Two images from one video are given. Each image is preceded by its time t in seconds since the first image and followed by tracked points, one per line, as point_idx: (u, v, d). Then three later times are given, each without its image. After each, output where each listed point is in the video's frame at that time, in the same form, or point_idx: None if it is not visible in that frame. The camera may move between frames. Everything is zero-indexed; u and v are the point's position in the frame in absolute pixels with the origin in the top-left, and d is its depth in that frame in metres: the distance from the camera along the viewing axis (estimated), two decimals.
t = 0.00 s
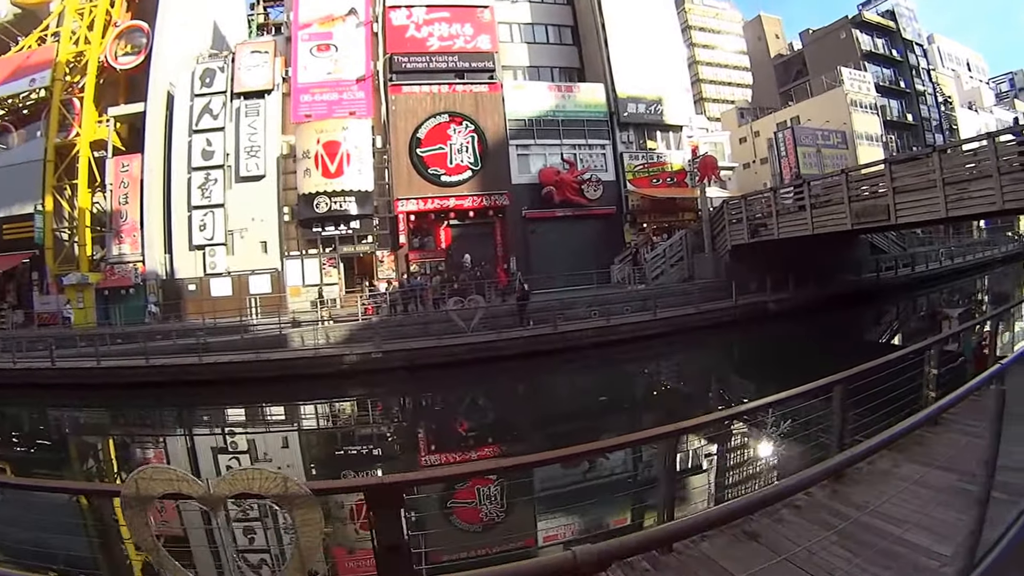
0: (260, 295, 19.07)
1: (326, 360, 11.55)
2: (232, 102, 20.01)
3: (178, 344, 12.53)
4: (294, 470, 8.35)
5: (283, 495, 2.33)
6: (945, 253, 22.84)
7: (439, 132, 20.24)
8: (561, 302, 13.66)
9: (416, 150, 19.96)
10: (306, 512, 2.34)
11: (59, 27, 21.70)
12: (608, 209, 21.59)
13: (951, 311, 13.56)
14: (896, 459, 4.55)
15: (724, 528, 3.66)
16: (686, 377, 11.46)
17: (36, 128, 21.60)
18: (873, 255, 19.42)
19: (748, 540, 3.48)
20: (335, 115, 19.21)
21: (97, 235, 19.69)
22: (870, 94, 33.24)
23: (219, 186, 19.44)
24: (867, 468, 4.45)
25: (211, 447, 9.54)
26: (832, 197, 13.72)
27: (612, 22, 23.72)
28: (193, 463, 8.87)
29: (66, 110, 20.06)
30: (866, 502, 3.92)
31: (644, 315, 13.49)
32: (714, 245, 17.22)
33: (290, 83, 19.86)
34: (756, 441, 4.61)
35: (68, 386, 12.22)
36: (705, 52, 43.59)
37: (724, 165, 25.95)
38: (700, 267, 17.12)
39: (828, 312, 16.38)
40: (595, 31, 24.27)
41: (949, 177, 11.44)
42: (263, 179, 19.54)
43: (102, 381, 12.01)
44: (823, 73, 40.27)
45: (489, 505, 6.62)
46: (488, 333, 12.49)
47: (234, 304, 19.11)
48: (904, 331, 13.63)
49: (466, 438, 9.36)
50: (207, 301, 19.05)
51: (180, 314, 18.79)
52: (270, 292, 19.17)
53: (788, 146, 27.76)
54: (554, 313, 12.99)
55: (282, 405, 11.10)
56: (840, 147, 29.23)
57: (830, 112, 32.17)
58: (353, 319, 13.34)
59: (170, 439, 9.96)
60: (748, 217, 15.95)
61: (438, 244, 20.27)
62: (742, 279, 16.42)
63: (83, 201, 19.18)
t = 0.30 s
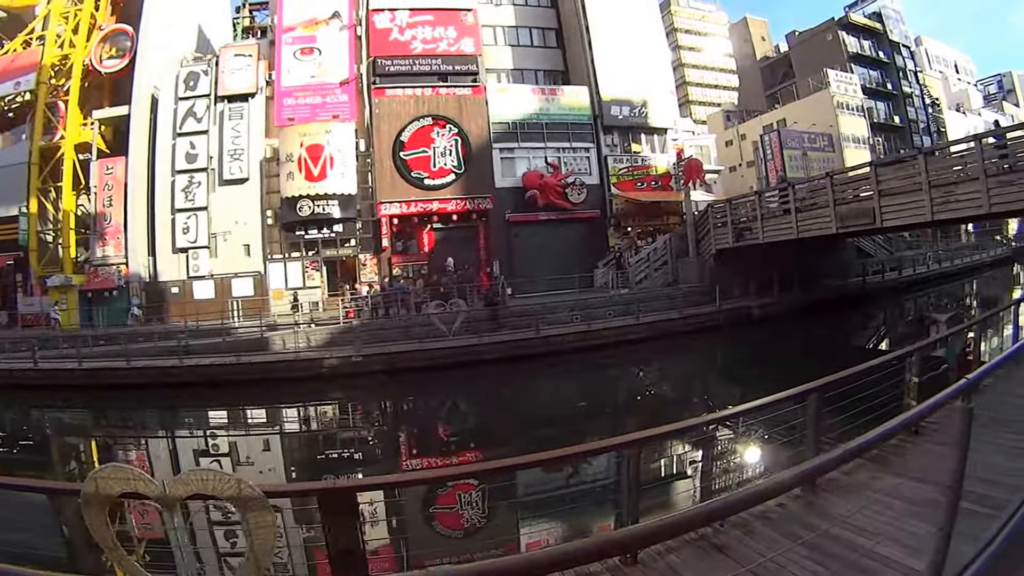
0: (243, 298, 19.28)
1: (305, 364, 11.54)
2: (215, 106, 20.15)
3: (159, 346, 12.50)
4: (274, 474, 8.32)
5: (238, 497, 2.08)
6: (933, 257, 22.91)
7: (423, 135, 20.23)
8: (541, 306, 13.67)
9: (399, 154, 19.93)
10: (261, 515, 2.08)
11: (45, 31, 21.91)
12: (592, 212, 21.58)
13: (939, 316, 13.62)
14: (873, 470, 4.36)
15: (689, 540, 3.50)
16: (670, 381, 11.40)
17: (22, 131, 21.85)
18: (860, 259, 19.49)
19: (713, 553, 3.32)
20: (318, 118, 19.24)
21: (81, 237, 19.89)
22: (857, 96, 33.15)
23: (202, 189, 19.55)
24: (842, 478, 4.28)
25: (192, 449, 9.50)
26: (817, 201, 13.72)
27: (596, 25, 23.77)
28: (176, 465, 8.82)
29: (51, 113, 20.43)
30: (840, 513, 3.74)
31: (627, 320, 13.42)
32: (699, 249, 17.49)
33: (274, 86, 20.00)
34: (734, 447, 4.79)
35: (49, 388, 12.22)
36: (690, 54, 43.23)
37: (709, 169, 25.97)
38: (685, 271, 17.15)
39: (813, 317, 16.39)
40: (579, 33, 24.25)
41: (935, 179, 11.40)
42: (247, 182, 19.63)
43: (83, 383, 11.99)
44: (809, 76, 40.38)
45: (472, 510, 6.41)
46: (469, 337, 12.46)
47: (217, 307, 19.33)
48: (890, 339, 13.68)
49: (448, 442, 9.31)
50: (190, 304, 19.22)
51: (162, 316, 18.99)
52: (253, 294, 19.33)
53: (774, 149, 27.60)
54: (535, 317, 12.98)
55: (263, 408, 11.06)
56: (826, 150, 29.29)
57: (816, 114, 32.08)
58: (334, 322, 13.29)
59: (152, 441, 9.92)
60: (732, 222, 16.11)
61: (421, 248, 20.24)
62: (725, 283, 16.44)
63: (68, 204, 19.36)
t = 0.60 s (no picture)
0: (219, 302, 19.20)
1: (280, 368, 11.56)
2: (194, 107, 20.36)
3: (135, 349, 12.49)
4: (250, 479, 8.24)
5: (182, 502, 2.18)
6: (911, 264, 23.38)
7: (401, 140, 20.26)
8: (518, 309, 13.71)
9: (376, 157, 19.93)
10: (205, 521, 2.19)
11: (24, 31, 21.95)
12: (570, 216, 21.70)
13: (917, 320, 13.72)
14: (843, 480, 4.23)
15: (650, 551, 3.33)
16: (647, 386, 11.46)
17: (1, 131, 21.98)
18: (839, 265, 19.84)
19: (676, 567, 3.15)
20: (297, 121, 19.50)
21: (57, 238, 20.10)
22: (839, 102, 33.29)
23: (180, 191, 19.59)
24: (811, 487, 4.15)
25: (169, 453, 9.48)
26: (796, 207, 13.78)
27: (576, 33, 23.88)
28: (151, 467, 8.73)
29: (30, 115, 20.53)
30: (809, 524, 3.58)
31: (603, 325, 13.45)
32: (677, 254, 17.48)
33: (253, 88, 20.02)
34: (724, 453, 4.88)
35: (25, 391, 12.18)
36: (672, 61, 44.85)
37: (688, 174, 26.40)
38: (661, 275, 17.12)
39: (790, 322, 16.60)
40: (559, 38, 24.44)
41: (914, 186, 11.47)
42: (223, 185, 19.70)
43: (57, 387, 11.95)
44: (790, 83, 40.17)
45: (449, 514, 6.82)
46: (444, 342, 12.48)
47: (193, 310, 19.25)
48: (868, 344, 13.79)
49: (424, 445, 9.34)
50: (167, 307, 19.18)
51: (139, 319, 18.88)
52: (229, 298, 19.32)
53: (754, 154, 28.48)
54: (512, 322, 13.07)
55: (240, 411, 11.02)
56: (806, 156, 29.67)
57: (798, 120, 32.39)
58: (309, 326, 13.30)
59: (129, 445, 9.87)
60: (711, 227, 16.18)
61: (398, 252, 20.24)
62: (702, 286, 16.51)
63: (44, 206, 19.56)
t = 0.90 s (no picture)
0: (191, 304, 19.85)
1: (249, 373, 11.53)
2: (169, 109, 20.98)
3: (105, 353, 12.46)
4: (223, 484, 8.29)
5: (124, 509, 1.99)
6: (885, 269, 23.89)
7: (373, 145, 21.15)
8: (486, 317, 13.68)
9: (350, 162, 20.82)
10: (150, 528, 1.99)
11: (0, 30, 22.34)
12: (542, 223, 22.72)
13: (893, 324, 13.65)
14: (804, 486, 4.04)
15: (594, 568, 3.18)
16: (618, 392, 11.57)
17: None
18: (813, 271, 19.97)
19: None
20: (269, 125, 19.93)
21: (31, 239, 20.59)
22: (814, 110, 33.99)
23: (153, 194, 20.25)
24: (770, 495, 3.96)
25: (142, 458, 9.48)
26: (770, 212, 14.15)
27: (552, 38, 24.66)
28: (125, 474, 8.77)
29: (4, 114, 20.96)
30: (766, 532, 3.38)
31: (573, 332, 13.42)
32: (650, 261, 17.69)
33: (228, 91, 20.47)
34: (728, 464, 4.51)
35: None
36: (649, 66, 44.47)
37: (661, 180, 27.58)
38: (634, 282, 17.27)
39: (764, 330, 16.68)
40: (535, 45, 25.30)
41: (885, 193, 11.87)
42: (197, 188, 20.27)
43: (26, 391, 11.93)
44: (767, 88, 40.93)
45: (421, 519, 6.79)
46: (412, 348, 12.43)
47: (165, 313, 19.86)
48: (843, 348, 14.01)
49: (396, 452, 9.37)
50: (139, 309, 19.74)
51: (111, 322, 19.29)
52: (201, 301, 19.81)
53: (730, 161, 28.99)
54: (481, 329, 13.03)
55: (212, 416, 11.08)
56: (782, 162, 30.32)
57: (771, 128, 33.11)
58: (280, 330, 13.31)
59: (102, 449, 9.87)
60: (683, 233, 16.38)
61: (371, 257, 21.12)
62: (674, 294, 16.67)
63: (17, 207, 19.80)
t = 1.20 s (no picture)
0: (160, 308, 20.67)
1: (217, 376, 11.47)
2: (140, 110, 21.80)
3: (73, 356, 12.44)
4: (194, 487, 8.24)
5: (70, 506, 2.31)
6: (860, 274, 24.38)
7: (346, 148, 21.55)
8: (457, 322, 13.66)
9: (321, 166, 21.19)
10: (95, 525, 2.33)
11: None
12: (515, 228, 23.09)
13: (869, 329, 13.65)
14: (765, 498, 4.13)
15: None
16: (593, 399, 11.58)
17: None
18: (788, 276, 20.03)
19: None
20: (241, 126, 20.82)
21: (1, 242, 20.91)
22: (790, 116, 34.65)
23: (124, 196, 21.09)
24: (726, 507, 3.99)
25: (112, 463, 9.43)
26: (742, 219, 14.29)
27: (526, 41, 25.13)
28: (95, 480, 8.74)
29: None
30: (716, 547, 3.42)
31: (544, 337, 13.46)
32: (622, 266, 17.93)
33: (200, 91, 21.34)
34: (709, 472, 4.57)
35: None
36: (626, 75, 47.52)
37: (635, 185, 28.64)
38: (606, 289, 17.80)
39: (742, 335, 16.64)
40: (508, 50, 25.72)
41: (857, 200, 12.01)
42: (167, 190, 21.18)
43: None
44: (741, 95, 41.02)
45: (395, 527, 6.97)
46: (382, 353, 12.41)
47: (135, 316, 20.64)
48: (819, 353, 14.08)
49: (369, 457, 9.37)
50: (110, 312, 20.57)
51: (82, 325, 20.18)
52: (171, 304, 20.73)
53: (704, 166, 30.06)
54: (451, 334, 13.04)
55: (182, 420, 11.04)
56: (754, 168, 31.39)
57: (746, 133, 33.85)
58: (250, 334, 13.33)
59: (73, 453, 9.85)
60: (656, 239, 16.56)
61: (341, 262, 21.44)
62: (646, 299, 16.75)
63: None
